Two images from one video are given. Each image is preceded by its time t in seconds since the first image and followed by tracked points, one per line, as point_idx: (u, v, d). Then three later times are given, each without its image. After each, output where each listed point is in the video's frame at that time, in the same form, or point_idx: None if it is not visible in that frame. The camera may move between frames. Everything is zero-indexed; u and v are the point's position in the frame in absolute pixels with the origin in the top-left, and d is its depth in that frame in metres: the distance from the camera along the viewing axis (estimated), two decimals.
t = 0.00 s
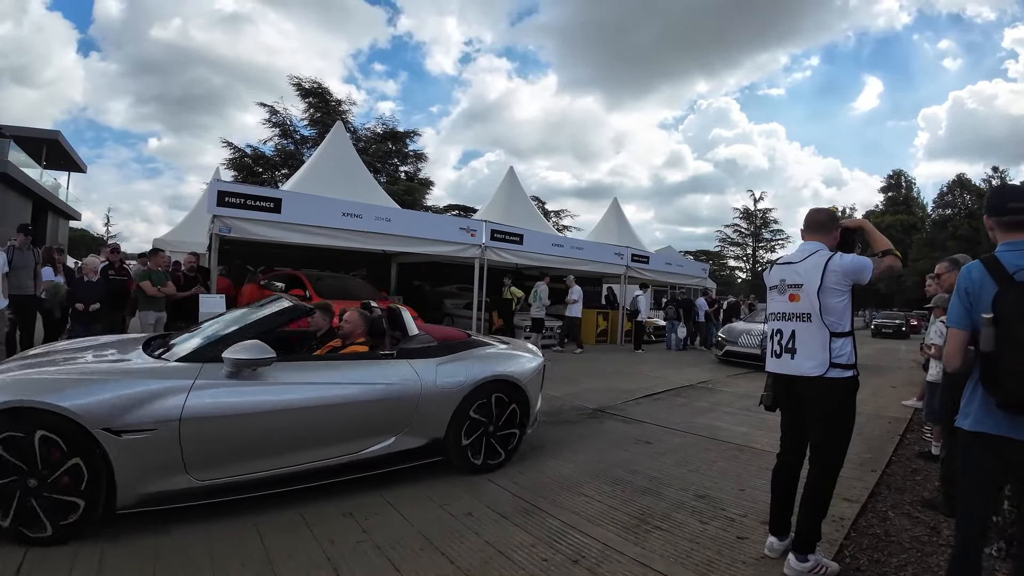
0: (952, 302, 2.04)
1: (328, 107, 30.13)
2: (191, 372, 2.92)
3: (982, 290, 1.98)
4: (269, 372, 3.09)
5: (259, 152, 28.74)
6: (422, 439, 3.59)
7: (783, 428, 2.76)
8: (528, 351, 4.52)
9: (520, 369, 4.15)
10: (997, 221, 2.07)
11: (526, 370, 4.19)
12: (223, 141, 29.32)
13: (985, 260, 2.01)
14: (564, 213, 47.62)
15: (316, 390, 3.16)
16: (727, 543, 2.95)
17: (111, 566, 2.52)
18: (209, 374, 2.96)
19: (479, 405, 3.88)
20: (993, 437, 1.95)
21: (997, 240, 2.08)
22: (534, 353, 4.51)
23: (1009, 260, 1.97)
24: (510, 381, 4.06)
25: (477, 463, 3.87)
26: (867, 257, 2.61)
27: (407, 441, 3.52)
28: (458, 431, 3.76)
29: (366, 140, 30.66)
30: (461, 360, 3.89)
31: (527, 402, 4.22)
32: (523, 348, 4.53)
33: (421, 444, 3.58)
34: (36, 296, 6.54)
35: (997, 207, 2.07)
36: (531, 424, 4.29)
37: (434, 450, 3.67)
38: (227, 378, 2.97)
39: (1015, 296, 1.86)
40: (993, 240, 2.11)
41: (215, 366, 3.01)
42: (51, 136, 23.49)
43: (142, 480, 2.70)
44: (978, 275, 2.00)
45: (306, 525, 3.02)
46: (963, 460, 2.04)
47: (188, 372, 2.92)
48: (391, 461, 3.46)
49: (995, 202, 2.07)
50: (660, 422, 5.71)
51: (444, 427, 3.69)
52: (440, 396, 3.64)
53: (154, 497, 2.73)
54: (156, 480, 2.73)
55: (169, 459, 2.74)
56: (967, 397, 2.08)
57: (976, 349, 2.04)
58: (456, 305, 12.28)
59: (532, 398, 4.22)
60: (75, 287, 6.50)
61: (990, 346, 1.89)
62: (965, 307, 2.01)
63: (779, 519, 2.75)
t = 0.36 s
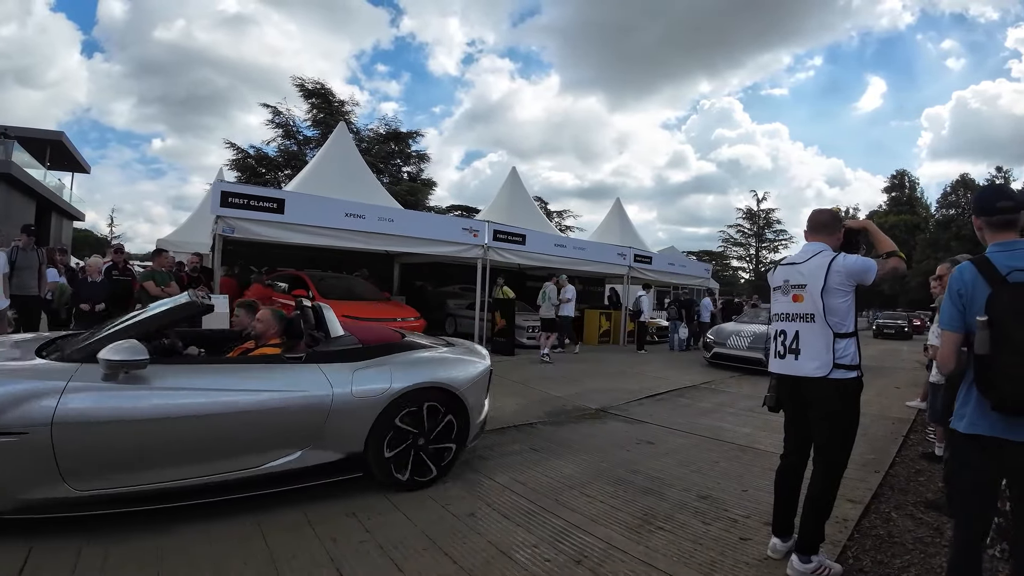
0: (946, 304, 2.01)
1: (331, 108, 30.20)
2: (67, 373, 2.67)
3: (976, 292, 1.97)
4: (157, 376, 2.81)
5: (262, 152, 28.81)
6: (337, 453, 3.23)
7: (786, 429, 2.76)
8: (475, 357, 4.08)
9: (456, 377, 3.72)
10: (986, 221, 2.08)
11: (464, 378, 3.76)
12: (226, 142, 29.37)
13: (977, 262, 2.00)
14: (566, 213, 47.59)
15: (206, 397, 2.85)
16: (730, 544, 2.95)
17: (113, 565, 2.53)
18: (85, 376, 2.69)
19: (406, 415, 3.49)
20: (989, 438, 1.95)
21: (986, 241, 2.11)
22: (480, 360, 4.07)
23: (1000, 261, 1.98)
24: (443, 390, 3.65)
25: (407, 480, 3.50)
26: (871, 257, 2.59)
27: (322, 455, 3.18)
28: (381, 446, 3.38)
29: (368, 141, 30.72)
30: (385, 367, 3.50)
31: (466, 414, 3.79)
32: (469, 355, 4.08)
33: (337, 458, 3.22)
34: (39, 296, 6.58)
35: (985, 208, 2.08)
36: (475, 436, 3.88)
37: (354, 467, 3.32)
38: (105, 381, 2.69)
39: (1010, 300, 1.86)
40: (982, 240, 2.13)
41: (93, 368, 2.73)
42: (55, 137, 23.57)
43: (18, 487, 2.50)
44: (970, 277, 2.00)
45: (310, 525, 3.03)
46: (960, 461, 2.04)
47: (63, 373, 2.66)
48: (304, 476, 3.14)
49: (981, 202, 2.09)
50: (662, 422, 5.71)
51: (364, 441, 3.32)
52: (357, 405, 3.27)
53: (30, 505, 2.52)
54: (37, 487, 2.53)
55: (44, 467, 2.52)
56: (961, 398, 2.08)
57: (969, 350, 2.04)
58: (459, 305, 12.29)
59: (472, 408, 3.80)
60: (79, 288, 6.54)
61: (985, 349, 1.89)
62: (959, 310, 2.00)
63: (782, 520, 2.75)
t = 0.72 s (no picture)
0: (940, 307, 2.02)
1: (335, 109, 30.27)
2: None
3: (970, 294, 1.98)
4: (51, 376, 2.64)
5: (265, 153, 28.89)
6: (240, 466, 2.94)
7: (789, 431, 2.76)
8: (413, 362, 3.68)
9: (383, 384, 3.34)
10: (978, 222, 2.09)
11: (392, 385, 3.38)
12: (229, 142, 29.46)
13: (969, 263, 2.02)
14: (569, 214, 47.57)
15: (88, 401, 2.62)
16: (733, 545, 2.95)
17: (117, 565, 2.54)
18: None
19: (322, 424, 3.16)
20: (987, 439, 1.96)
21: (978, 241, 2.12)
22: (419, 365, 3.67)
23: (994, 262, 1.99)
24: (365, 398, 3.28)
25: (322, 496, 3.17)
26: (874, 257, 2.59)
27: (225, 467, 2.90)
28: (290, 459, 3.05)
29: (371, 142, 30.77)
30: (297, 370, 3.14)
31: (394, 425, 3.42)
32: (407, 359, 3.68)
33: (239, 472, 2.93)
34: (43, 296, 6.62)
35: (975, 209, 2.10)
36: (408, 448, 3.50)
37: (259, 482, 2.99)
38: None
39: (1005, 301, 1.86)
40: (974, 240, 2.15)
41: None
42: (58, 138, 23.67)
43: None
44: (964, 278, 2.00)
45: (314, 525, 3.04)
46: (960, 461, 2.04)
47: None
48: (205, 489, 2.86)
49: (971, 204, 2.11)
50: (665, 423, 5.71)
51: (270, 453, 3.00)
52: (261, 413, 2.94)
53: None
54: None
55: None
56: (957, 400, 2.08)
57: (964, 352, 2.04)
58: (461, 306, 12.31)
59: (401, 418, 3.41)
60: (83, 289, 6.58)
61: (980, 351, 1.89)
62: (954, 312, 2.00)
63: (784, 521, 2.74)
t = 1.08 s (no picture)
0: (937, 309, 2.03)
1: (338, 110, 30.37)
2: None
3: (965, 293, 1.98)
4: None
5: (268, 153, 28.99)
6: (135, 477, 2.73)
7: (792, 431, 2.75)
8: (341, 367, 3.36)
9: (295, 392, 3.05)
10: (975, 222, 2.10)
11: (307, 392, 3.08)
12: (232, 143, 29.57)
13: (966, 264, 2.02)
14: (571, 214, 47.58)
15: None
16: (736, 545, 2.95)
17: (121, 565, 2.56)
18: None
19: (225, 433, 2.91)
20: (984, 439, 1.96)
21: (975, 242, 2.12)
22: (346, 370, 3.35)
23: (989, 262, 1.99)
24: (273, 405, 3.00)
25: (224, 512, 2.92)
26: (876, 256, 2.61)
27: (119, 478, 2.71)
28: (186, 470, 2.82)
29: (374, 143, 30.85)
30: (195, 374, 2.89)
31: (310, 437, 3.12)
32: (336, 364, 3.37)
33: (134, 482, 2.73)
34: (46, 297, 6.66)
35: (973, 209, 2.10)
36: (327, 461, 3.19)
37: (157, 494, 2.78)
38: None
39: (1000, 300, 1.86)
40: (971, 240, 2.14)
41: None
42: (63, 138, 23.78)
43: None
44: (959, 278, 2.01)
45: (317, 525, 3.05)
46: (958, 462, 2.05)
47: None
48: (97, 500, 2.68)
49: (969, 204, 2.11)
50: (668, 423, 5.72)
51: (166, 464, 2.79)
52: (152, 420, 2.72)
53: None
54: None
55: None
56: (957, 400, 2.09)
57: (962, 352, 2.05)
58: (464, 306, 12.33)
59: (317, 429, 3.11)
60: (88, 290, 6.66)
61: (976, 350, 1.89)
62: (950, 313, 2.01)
63: (787, 522, 2.74)
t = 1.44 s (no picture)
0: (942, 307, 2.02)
1: (340, 110, 30.43)
2: None
3: (967, 292, 1.98)
4: None
5: (271, 154, 29.06)
6: (40, 480, 2.66)
7: (794, 431, 2.75)
8: (262, 372, 3.16)
9: (205, 397, 2.87)
10: (984, 220, 2.08)
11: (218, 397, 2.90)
12: (234, 143, 29.62)
13: (971, 263, 2.01)
14: (573, 214, 47.57)
15: None
16: (738, 546, 2.95)
17: (124, 565, 2.57)
18: None
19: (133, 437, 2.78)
20: (986, 437, 1.96)
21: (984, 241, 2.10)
22: (267, 374, 3.15)
23: (993, 260, 1.98)
24: (180, 410, 2.83)
25: (131, 521, 2.79)
26: (878, 254, 2.60)
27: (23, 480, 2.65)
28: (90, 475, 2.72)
29: (376, 143, 30.88)
30: (97, 375, 2.78)
31: (223, 445, 2.93)
32: (257, 367, 3.18)
33: (39, 486, 2.66)
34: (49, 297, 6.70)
35: (983, 208, 2.09)
36: (243, 472, 2.98)
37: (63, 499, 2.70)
38: None
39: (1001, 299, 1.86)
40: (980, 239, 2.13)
41: None
42: (66, 139, 23.86)
43: None
44: (963, 277, 2.00)
45: (320, 525, 3.06)
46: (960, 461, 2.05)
47: None
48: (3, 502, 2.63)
49: (981, 203, 2.09)
50: (670, 423, 5.72)
51: (70, 469, 2.69)
52: (50, 421, 2.64)
53: None
54: None
55: None
56: (960, 397, 2.08)
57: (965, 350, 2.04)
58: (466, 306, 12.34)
59: (230, 436, 2.91)
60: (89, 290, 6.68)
61: (975, 347, 1.89)
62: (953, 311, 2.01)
63: (790, 522, 2.74)
